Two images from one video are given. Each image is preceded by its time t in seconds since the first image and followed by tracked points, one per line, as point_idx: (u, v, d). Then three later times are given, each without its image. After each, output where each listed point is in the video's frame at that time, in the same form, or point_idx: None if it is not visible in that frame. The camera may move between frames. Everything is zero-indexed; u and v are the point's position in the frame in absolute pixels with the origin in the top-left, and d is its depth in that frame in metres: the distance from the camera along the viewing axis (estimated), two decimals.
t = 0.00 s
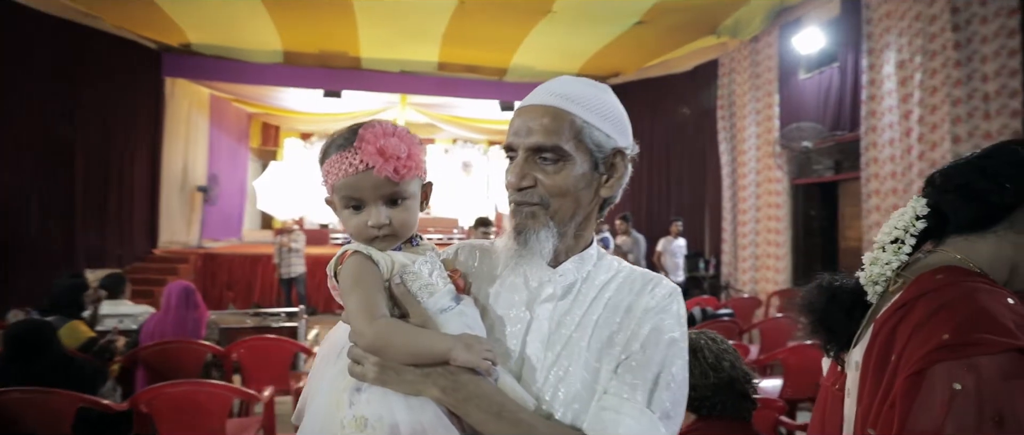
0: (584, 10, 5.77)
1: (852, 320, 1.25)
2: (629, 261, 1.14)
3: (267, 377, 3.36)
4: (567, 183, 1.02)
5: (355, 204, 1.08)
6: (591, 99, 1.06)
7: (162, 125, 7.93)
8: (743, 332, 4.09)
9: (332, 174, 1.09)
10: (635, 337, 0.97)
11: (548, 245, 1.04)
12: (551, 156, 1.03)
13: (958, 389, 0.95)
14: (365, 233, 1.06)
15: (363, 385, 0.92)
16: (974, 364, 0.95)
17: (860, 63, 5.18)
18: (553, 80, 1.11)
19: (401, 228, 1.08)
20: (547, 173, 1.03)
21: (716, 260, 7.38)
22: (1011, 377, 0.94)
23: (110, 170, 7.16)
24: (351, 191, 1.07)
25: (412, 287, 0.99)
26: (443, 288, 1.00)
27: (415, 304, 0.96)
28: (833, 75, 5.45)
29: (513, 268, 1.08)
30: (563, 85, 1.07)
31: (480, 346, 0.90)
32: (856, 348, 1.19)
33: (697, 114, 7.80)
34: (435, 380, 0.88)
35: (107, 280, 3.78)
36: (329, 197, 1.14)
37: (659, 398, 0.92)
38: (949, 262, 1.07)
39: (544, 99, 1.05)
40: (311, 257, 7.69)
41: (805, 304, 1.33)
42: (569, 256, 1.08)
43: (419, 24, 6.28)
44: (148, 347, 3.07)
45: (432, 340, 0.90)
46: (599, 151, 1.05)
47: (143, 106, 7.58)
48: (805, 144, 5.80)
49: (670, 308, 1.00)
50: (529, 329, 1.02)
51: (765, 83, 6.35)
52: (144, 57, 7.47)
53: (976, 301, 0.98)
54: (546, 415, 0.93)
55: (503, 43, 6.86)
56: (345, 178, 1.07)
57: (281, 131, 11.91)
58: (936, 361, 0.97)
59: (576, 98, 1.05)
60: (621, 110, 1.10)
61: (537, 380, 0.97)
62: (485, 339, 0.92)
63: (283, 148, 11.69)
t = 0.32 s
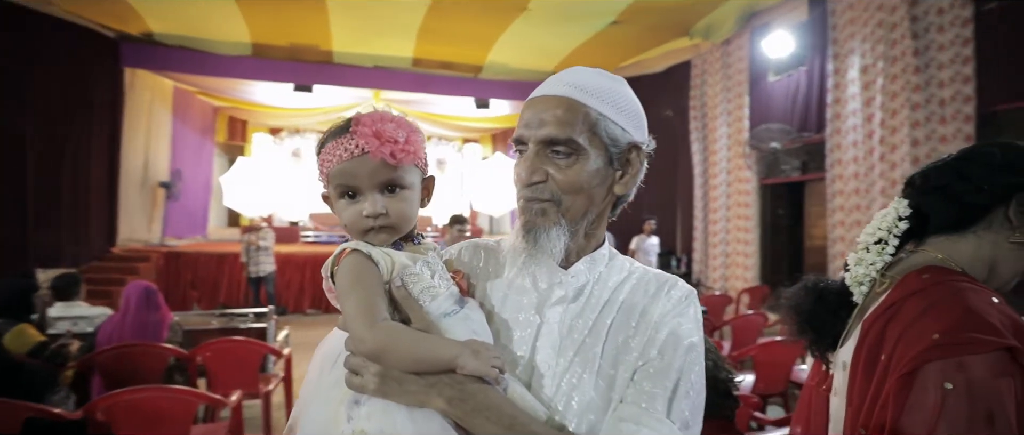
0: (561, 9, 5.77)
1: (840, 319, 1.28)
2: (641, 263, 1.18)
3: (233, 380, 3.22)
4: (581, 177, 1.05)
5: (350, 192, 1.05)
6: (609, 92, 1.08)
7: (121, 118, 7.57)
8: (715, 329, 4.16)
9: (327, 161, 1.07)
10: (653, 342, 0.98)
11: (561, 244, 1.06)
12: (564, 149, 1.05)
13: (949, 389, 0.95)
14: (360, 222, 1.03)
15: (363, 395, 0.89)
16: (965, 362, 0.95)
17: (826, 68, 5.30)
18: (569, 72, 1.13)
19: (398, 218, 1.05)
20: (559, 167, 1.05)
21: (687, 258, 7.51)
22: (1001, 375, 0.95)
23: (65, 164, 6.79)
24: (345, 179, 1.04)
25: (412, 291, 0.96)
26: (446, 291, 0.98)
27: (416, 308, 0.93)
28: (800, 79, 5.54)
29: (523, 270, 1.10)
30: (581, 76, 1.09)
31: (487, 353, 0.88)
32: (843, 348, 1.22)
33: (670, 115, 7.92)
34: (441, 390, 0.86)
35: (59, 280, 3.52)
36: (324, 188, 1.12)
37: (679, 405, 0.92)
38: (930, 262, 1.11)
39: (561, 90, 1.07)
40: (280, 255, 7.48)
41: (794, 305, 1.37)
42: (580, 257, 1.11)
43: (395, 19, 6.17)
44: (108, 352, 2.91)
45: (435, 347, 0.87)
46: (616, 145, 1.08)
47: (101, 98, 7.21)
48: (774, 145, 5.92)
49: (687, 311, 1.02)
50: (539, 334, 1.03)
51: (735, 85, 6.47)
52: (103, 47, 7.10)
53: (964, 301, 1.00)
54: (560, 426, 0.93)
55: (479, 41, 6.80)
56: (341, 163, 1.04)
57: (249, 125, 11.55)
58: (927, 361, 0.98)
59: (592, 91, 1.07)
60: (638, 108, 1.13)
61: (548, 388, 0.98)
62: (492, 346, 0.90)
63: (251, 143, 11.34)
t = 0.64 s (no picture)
0: (535, 9, 5.76)
1: (824, 320, 1.40)
2: (648, 266, 1.24)
3: (194, 384, 3.07)
4: (589, 177, 1.09)
5: (347, 187, 1.03)
6: (620, 90, 1.13)
7: (71, 110, 7.15)
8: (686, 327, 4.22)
9: (323, 155, 1.05)
10: (663, 351, 1.03)
11: (568, 246, 1.10)
12: (571, 148, 1.09)
13: (938, 389, 1.05)
14: (357, 219, 1.00)
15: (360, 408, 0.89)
16: (950, 362, 1.05)
17: (790, 72, 5.46)
18: (576, 66, 1.17)
19: (396, 214, 1.02)
20: (566, 168, 1.09)
21: (657, 257, 7.61)
22: (984, 373, 1.04)
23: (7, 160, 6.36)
24: (341, 173, 1.02)
25: (413, 297, 0.97)
26: (450, 298, 1.00)
27: (418, 315, 0.94)
28: (767, 83, 5.66)
29: (524, 273, 1.14)
30: (590, 72, 1.13)
31: (497, 366, 0.90)
32: (827, 348, 1.33)
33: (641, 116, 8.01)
34: (444, 404, 0.87)
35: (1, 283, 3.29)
36: (320, 185, 1.09)
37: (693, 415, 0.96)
38: (912, 263, 1.21)
39: (571, 86, 1.11)
40: (245, 255, 7.21)
41: (781, 306, 1.48)
42: (586, 261, 1.16)
43: (366, 15, 6.04)
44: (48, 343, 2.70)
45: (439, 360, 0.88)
46: (626, 144, 1.13)
47: (48, 89, 6.79)
48: (741, 147, 6.06)
49: (696, 318, 1.07)
50: (544, 340, 1.06)
51: (705, 88, 6.55)
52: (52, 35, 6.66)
53: (949, 301, 1.10)
54: None
55: (452, 39, 6.72)
56: (336, 157, 1.02)
57: (213, 120, 11.14)
58: (915, 362, 1.07)
59: (601, 87, 1.11)
60: (650, 110, 1.19)
61: (552, 398, 1.00)
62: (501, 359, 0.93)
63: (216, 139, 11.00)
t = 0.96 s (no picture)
0: (509, 8, 5.72)
1: (809, 321, 1.53)
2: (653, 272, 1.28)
3: (154, 398, 2.92)
4: (597, 180, 1.13)
5: (344, 186, 1.01)
6: (627, 89, 1.19)
7: (18, 106, 6.70)
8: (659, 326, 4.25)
9: (319, 152, 1.04)
10: (673, 360, 1.07)
11: (576, 249, 1.13)
12: (579, 150, 1.13)
13: (927, 389, 1.17)
14: (354, 218, 0.99)
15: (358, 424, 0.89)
16: (938, 363, 1.18)
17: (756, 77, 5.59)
18: (585, 66, 1.22)
19: (394, 214, 1.00)
20: (574, 170, 1.13)
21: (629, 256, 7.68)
22: (969, 373, 1.17)
23: None
24: (338, 172, 1.00)
25: (414, 307, 0.97)
26: (452, 306, 1.00)
27: (419, 325, 0.93)
28: (735, 87, 5.77)
29: (524, 279, 1.20)
30: (600, 74, 1.19)
31: (503, 380, 0.88)
32: (813, 350, 1.49)
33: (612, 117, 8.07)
34: (448, 420, 0.86)
35: None
36: (315, 184, 1.07)
37: (704, 425, 0.99)
38: (891, 264, 1.37)
39: (582, 86, 1.15)
40: (208, 256, 6.93)
41: (767, 307, 1.61)
42: (591, 267, 1.20)
43: (337, 12, 5.89)
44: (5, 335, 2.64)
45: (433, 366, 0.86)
46: (636, 148, 1.18)
47: None
48: (709, 149, 6.20)
49: (704, 326, 1.11)
50: (550, 350, 1.11)
51: (675, 91, 6.60)
52: None
53: (933, 301, 1.23)
54: None
55: (425, 37, 6.62)
56: (334, 153, 1.01)
57: (174, 117, 10.67)
58: (906, 363, 1.20)
59: (607, 86, 1.17)
60: (658, 111, 1.24)
61: (558, 412, 1.05)
62: (506, 372, 0.91)
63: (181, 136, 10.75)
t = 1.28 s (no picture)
0: (485, 10, 5.69)
1: (793, 320, 1.71)
2: (655, 276, 1.39)
3: (118, 410, 2.77)
4: (602, 180, 1.23)
5: (339, 188, 1.03)
6: (629, 86, 1.30)
7: None
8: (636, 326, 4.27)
9: (313, 151, 1.05)
10: (677, 365, 1.17)
11: (579, 252, 1.23)
12: (584, 150, 1.23)
13: (913, 384, 1.34)
14: (349, 220, 1.01)
15: None
16: (923, 360, 1.34)
17: (725, 80, 5.68)
18: (595, 66, 1.33)
19: (390, 215, 1.02)
20: (579, 171, 1.22)
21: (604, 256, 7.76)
22: (952, 368, 1.34)
23: None
24: (334, 172, 1.02)
25: (413, 314, 1.00)
26: (452, 313, 1.04)
27: (418, 333, 0.98)
28: (705, 90, 5.88)
29: (525, 285, 1.31)
30: (606, 74, 1.30)
31: (506, 389, 0.91)
32: (799, 348, 1.68)
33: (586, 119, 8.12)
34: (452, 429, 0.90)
35: None
36: (310, 184, 1.09)
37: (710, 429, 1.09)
38: (874, 263, 1.58)
39: (590, 85, 1.26)
40: (172, 261, 6.66)
41: (757, 306, 1.81)
42: (593, 272, 1.31)
43: (308, 11, 5.73)
44: None
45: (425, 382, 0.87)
46: (642, 148, 1.29)
47: None
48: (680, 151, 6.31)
49: (708, 329, 1.22)
50: (552, 357, 1.21)
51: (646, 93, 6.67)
52: None
53: (916, 299, 1.42)
54: None
55: (399, 37, 6.52)
56: (328, 153, 1.03)
57: (134, 116, 10.22)
58: (893, 360, 1.37)
59: (610, 84, 1.28)
60: (662, 113, 1.37)
61: (564, 421, 1.14)
62: (509, 381, 0.93)
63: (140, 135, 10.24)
